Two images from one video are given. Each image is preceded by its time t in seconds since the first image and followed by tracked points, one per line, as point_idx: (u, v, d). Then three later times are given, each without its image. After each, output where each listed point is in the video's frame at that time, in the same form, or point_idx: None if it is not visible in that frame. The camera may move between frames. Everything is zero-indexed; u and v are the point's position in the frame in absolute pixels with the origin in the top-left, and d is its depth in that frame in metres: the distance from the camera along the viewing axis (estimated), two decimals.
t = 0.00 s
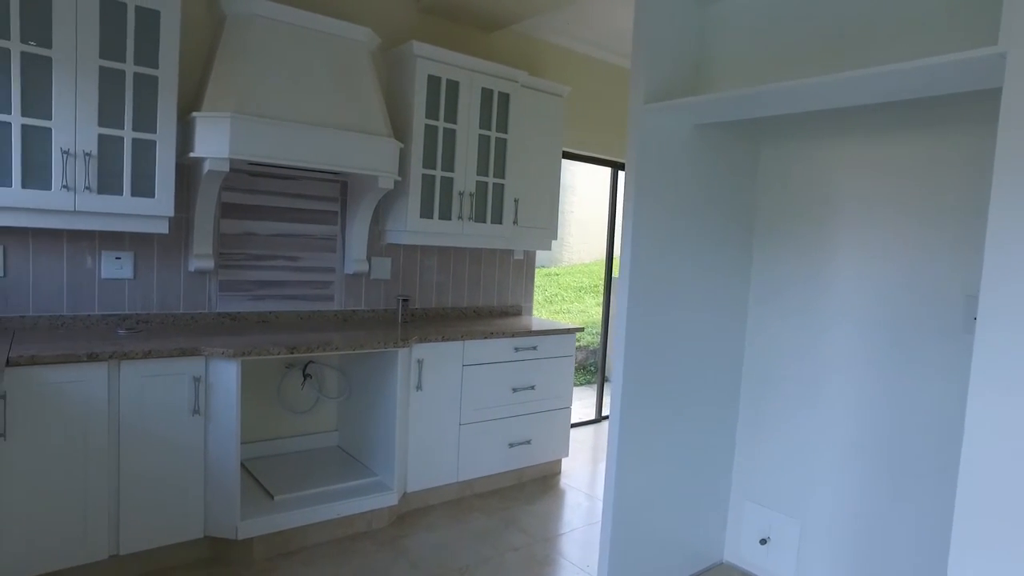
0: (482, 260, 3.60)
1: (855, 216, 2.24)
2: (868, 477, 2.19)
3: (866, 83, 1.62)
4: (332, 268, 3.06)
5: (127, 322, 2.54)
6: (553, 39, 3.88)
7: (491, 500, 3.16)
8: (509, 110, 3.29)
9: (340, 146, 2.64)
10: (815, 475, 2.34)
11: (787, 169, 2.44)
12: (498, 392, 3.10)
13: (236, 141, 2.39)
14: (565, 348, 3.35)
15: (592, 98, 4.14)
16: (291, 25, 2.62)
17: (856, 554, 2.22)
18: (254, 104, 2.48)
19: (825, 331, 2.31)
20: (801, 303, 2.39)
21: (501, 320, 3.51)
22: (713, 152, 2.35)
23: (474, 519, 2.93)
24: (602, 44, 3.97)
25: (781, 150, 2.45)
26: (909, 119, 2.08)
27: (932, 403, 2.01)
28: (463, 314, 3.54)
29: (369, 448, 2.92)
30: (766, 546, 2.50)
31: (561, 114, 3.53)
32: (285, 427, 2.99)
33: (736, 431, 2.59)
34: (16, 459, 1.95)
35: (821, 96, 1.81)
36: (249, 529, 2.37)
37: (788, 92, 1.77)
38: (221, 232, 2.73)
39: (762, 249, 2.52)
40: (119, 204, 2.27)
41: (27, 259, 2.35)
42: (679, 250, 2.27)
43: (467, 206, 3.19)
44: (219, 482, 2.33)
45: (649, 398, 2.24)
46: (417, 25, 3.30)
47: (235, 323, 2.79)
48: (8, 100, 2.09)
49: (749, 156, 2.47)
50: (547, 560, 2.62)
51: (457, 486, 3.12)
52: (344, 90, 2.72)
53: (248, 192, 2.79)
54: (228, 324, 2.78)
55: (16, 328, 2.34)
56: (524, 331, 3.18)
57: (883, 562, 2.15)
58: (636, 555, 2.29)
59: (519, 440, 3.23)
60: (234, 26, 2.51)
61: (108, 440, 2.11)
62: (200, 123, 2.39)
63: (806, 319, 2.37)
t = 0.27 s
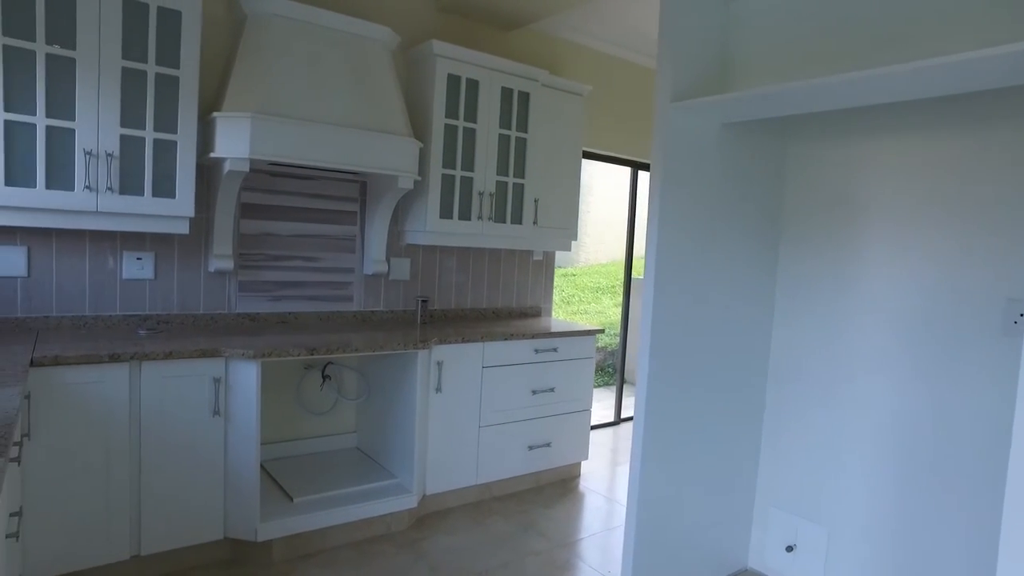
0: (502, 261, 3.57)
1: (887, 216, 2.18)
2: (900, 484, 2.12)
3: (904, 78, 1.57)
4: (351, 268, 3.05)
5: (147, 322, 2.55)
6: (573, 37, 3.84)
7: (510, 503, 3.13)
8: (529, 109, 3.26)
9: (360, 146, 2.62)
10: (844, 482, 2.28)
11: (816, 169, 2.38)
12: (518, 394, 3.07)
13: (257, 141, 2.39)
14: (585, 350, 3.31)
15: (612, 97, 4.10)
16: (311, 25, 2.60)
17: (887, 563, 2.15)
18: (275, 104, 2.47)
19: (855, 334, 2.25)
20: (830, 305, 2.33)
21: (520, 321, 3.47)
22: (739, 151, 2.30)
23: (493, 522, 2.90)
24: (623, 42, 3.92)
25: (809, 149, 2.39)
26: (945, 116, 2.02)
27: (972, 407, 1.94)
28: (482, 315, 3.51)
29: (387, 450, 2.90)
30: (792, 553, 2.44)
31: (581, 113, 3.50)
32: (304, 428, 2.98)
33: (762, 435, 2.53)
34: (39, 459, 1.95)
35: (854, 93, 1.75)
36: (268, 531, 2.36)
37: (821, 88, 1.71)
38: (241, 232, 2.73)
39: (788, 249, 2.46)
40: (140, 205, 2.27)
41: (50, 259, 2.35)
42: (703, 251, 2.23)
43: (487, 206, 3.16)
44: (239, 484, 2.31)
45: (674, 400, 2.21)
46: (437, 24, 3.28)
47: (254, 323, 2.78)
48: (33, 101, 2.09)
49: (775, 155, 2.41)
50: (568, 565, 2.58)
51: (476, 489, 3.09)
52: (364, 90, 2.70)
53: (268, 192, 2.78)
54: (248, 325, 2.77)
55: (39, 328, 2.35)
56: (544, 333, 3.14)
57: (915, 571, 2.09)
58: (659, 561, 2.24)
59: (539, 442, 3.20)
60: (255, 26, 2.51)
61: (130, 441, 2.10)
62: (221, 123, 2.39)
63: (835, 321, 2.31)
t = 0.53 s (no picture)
0: (519, 261, 3.53)
1: (911, 217, 2.10)
2: (929, 493, 2.05)
3: (943, 75, 1.51)
4: (368, 269, 3.03)
5: (165, 323, 2.54)
6: (592, 36, 3.79)
7: (527, 507, 3.09)
8: (548, 109, 3.22)
9: (377, 146, 2.60)
10: (872, 490, 2.21)
11: (842, 167, 2.31)
12: (536, 397, 3.03)
13: (275, 141, 2.37)
14: (605, 352, 3.27)
15: (631, 96, 4.04)
16: (329, 24, 2.58)
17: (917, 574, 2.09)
18: (293, 104, 2.45)
19: (883, 340, 2.18)
20: (857, 309, 2.26)
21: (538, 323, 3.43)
22: (764, 150, 2.24)
23: (511, 527, 2.87)
24: (643, 40, 3.87)
25: (836, 147, 2.33)
26: (971, 115, 1.95)
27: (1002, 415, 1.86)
28: (499, 317, 3.48)
29: (404, 453, 2.87)
30: (817, 562, 2.38)
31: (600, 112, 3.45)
32: (321, 430, 2.96)
33: (786, 441, 2.47)
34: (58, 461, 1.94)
35: (888, 91, 1.70)
36: (285, 534, 2.34)
37: (855, 86, 1.66)
38: (259, 232, 2.71)
39: (814, 250, 2.39)
40: (158, 205, 2.26)
41: (69, 260, 2.35)
42: (726, 252, 2.18)
43: (505, 206, 3.12)
44: (256, 487, 2.29)
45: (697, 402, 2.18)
46: (455, 22, 3.25)
47: (271, 324, 2.77)
48: (53, 102, 2.09)
49: (802, 153, 2.35)
50: (587, 571, 2.54)
51: (493, 492, 3.06)
52: (382, 89, 2.68)
53: (286, 192, 2.76)
54: (265, 326, 2.76)
55: (58, 328, 2.35)
56: (562, 335, 3.10)
57: None
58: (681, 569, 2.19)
59: (557, 446, 3.16)
60: (273, 26, 2.49)
61: (148, 443, 2.09)
62: (239, 123, 2.37)
63: (861, 325, 2.24)
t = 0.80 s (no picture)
0: (534, 263, 3.50)
1: (941, 217, 2.03)
2: (960, 502, 1.98)
3: (982, 72, 1.46)
4: (382, 270, 3.00)
5: (178, 324, 2.52)
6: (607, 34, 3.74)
7: (543, 511, 3.05)
8: (563, 108, 3.18)
9: (392, 146, 2.57)
10: (899, 499, 2.15)
11: (867, 167, 2.25)
12: (552, 400, 2.99)
13: (289, 141, 2.34)
14: (621, 355, 3.22)
15: (647, 95, 3.99)
16: (344, 22, 2.55)
17: None
18: (308, 104, 2.42)
19: (910, 345, 2.11)
20: (883, 312, 2.19)
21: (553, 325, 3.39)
22: (788, 148, 2.19)
23: (527, 532, 2.83)
24: (659, 39, 3.82)
25: (860, 146, 2.26)
26: (1007, 112, 1.88)
27: None
28: (514, 318, 3.44)
29: (419, 456, 2.84)
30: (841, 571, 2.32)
31: (616, 112, 3.41)
32: (335, 432, 2.94)
33: (809, 446, 2.41)
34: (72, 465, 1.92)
35: (921, 89, 1.64)
36: (300, 539, 2.31)
37: (887, 84, 1.61)
38: (273, 233, 2.69)
39: (837, 251, 2.33)
40: (172, 207, 2.24)
41: (83, 261, 2.34)
42: (747, 254, 2.13)
43: (521, 207, 3.09)
44: (271, 491, 2.27)
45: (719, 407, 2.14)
46: (470, 21, 3.21)
47: (285, 326, 2.74)
48: (68, 102, 2.07)
49: (825, 152, 2.29)
50: None
51: (508, 497, 3.02)
52: (397, 89, 2.65)
53: (300, 192, 2.74)
54: (279, 328, 2.73)
55: (72, 330, 2.33)
56: (579, 337, 3.06)
57: None
58: None
59: (573, 449, 3.12)
60: (287, 25, 2.46)
61: (161, 446, 2.07)
62: (253, 123, 2.35)
63: (887, 328, 2.17)
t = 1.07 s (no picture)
0: (549, 264, 3.45)
1: (973, 219, 1.97)
2: (992, 513, 1.92)
3: None
4: (396, 272, 2.96)
5: (192, 327, 2.49)
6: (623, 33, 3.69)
7: (559, 517, 3.00)
8: (579, 108, 3.14)
9: (407, 146, 2.53)
10: (927, 509, 2.08)
11: (893, 165, 2.18)
12: (568, 404, 2.95)
13: (304, 141, 2.31)
14: (637, 358, 3.18)
15: (663, 95, 3.94)
16: (359, 21, 2.52)
17: None
18: (323, 104, 2.39)
19: (939, 351, 2.04)
20: (910, 315, 2.12)
21: (568, 327, 3.35)
22: (814, 148, 2.13)
23: (543, 537, 2.78)
24: (676, 37, 3.76)
25: (886, 145, 2.20)
26: None
27: None
28: (529, 321, 3.39)
29: (433, 460, 2.81)
30: None
31: (633, 112, 3.36)
32: (349, 436, 2.91)
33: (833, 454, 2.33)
34: (86, 469, 1.90)
35: (956, 87, 1.59)
36: (314, 545, 2.28)
37: (925, 81, 1.55)
38: (287, 235, 2.66)
39: (861, 254, 2.27)
40: (186, 208, 2.21)
41: (96, 263, 2.31)
42: (771, 257, 2.08)
43: (537, 208, 3.05)
44: (284, 496, 2.23)
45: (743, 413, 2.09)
46: (485, 20, 3.17)
47: (298, 329, 2.71)
48: (82, 102, 2.05)
49: (852, 152, 2.24)
50: None
51: (524, 502, 2.98)
52: (412, 88, 2.61)
53: (315, 194, 2.71)
54: (292, 330, 2.70)
55: (85, 332, 2.31)
56: (595, 340, 3.01)
57: None
58: None
59: (589, 454, 3.07)
60: (302, 24, 2.43)
61: (175, 451, 2.04)
62: (267, 123, 2.32)
63: (915, 333, 2.10)
